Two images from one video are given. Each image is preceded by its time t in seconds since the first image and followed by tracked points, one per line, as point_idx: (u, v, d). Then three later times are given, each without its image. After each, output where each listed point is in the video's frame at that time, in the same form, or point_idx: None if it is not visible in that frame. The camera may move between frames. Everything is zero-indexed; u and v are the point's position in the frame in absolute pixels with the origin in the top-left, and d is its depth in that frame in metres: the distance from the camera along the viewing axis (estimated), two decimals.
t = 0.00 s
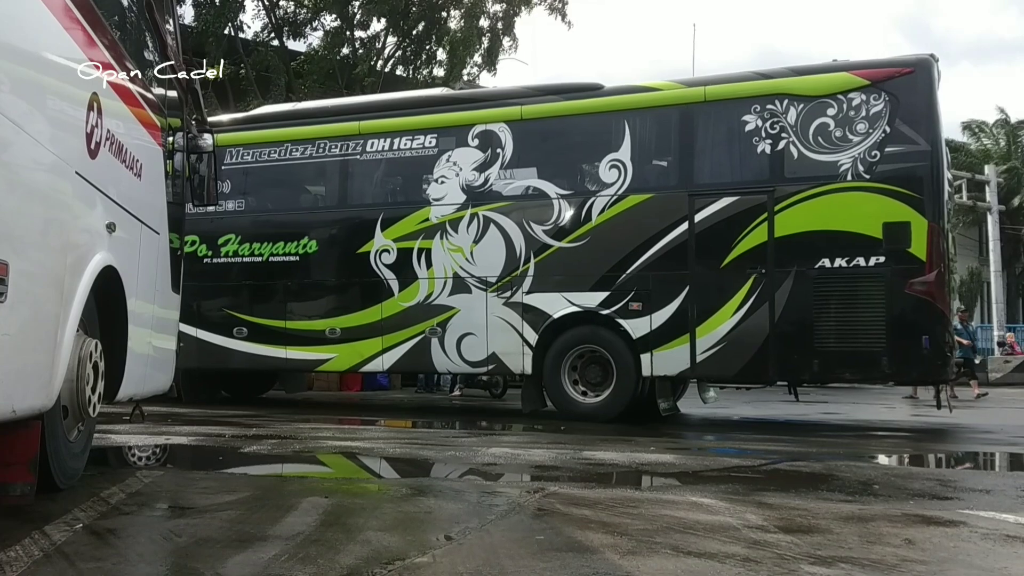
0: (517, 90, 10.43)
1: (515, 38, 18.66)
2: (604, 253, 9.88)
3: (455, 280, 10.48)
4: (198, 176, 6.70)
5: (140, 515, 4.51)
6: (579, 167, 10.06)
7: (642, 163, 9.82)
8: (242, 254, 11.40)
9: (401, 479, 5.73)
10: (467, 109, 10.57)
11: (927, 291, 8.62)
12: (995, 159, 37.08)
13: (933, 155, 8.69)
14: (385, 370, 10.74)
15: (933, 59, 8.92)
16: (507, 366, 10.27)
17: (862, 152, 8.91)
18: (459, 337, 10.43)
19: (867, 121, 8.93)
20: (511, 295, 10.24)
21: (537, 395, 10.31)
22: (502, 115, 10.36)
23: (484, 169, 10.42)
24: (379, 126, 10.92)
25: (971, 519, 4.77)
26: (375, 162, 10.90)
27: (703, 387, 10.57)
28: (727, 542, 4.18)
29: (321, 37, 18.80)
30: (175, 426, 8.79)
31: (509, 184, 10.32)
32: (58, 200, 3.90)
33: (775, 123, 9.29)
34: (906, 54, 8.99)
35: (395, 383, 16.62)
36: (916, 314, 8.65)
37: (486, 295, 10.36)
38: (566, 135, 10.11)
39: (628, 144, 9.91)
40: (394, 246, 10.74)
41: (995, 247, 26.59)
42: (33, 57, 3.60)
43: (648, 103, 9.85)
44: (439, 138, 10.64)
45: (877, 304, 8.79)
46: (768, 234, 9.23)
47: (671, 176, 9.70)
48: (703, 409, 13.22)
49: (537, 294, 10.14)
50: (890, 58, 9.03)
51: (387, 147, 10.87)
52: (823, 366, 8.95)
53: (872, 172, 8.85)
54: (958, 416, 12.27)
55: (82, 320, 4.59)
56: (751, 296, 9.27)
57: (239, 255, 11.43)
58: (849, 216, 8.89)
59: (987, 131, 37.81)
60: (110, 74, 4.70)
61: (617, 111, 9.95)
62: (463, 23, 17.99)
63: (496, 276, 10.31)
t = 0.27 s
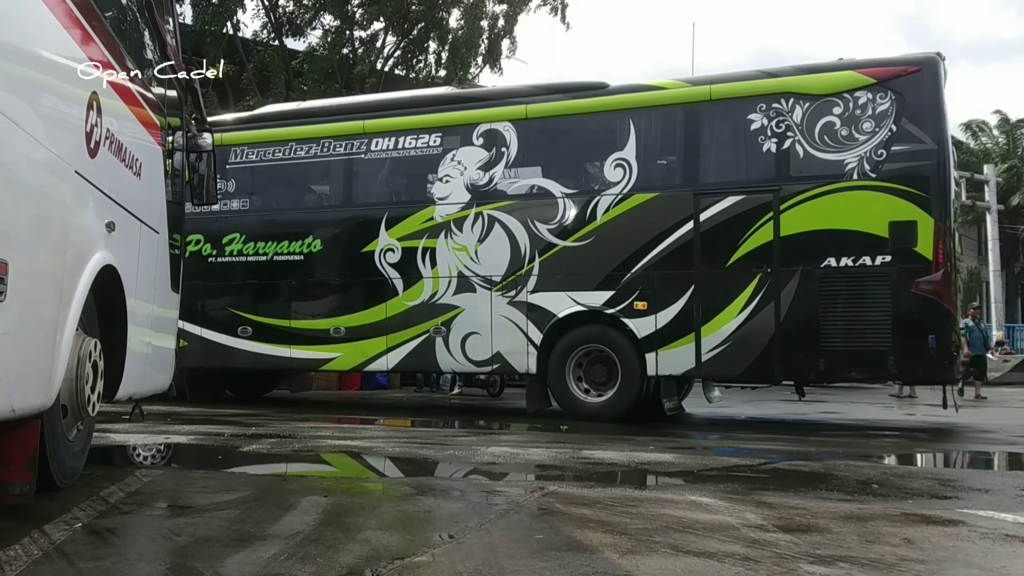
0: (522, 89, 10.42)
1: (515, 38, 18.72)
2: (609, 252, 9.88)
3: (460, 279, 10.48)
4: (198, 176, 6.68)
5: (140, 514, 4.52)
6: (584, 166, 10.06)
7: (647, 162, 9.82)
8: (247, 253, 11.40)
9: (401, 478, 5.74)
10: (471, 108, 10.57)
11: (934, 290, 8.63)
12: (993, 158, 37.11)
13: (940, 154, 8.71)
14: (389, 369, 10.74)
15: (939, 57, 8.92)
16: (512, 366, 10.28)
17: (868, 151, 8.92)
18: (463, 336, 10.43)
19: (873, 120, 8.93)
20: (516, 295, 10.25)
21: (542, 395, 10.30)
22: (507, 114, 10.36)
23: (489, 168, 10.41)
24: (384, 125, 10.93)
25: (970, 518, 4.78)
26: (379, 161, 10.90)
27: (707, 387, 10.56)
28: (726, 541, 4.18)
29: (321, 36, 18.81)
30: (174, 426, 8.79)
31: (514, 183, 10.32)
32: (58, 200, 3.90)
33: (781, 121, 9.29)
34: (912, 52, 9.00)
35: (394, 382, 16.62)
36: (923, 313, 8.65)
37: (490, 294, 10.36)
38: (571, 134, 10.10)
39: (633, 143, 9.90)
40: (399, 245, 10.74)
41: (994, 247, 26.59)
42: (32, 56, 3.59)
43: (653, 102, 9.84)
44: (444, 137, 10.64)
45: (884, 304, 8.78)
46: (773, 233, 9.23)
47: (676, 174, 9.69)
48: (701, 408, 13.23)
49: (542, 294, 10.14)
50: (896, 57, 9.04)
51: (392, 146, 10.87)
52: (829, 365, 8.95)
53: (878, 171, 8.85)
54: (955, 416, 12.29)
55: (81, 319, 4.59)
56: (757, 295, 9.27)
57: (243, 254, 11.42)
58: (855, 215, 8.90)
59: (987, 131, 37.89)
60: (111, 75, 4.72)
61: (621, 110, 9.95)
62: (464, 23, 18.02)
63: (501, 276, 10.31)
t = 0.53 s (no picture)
0: (527, 88, 10.42)
1: (516, 38, 18.75)
2: (613, 251, 9.87)
3: (464, 279, 10.48)
4: (197, 175, 6.68)
5: (139, 513, 4.51)
6: (589, 165, 10.06)
7: (652, 161, 9.81)
8: (251, 253, 11.40)
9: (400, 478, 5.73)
10: (476, 107, 10.56)
11: (940, 289, 8.63)
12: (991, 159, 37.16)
13: (947, 152, 8.69)
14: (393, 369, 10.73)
15: (946, 56, 8.90)
16: (516, 365, 10.27)
17: (874, 150, 8.91)
18: (468, 336, 10.43)
19: (879, 118, 8.92)
20: (520, 294, 10.24)
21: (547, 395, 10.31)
22: (511, 113, 10.36)
23: (493, 167, 10.41)
24: (387, 124, 10.92)
25: (969, 518, 4.78)
26: (384, 160, 10.89)
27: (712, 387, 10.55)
28: (725, 541, 4.18)
29: (321, 36, 18.82)
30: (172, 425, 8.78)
31: (518, 183, 10.32)
32: (56, 200, 3.90)
33: (786, 120, 9.29)
34: (919, 51, 8.98)
35: (393, 382, 16.62)
36: (929, 313, 8.66)
37: (495, 293, 10.36)
38: (576, 133, 10.10)
39: (638, 141, 9.90)
40: (403, 244, 10.74)
41: (993, 247, 26.60)
42: (30, 56, 3.58)
43: (658, 100, 9.84)
44: (448, 136, 10.64)
45: (890, 303, 8.79)
46: (779, 232, 9.23)
47: (681, 173, 9.69)
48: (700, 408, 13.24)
49: (546, 293, 10.14)
50: (903, 55, 9.02)
51: (396, 145, 10.86)
52: (835, 365, 8.96)
53: (884, 170, 8.85)
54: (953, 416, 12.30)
55: (79, 319, 4.57)
56: (762, 294, 9.28)
57: (247, 254, 11.43)
58: (860, 214, 8.90)
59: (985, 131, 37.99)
60: (112, 75, 4.74)
61: (626, 109, 9.95)
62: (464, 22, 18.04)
63: (506, 275, 10.31)
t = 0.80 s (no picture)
0: (531, 86, 10.42)
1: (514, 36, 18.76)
2: (618, 250, 9.87)
3: (468, 277, 10.48)
4: (194, 173, 6.68)
5: (137, 513, 4.51)
6: (593, 164, 10.06)
7: (657, 159, 9.82)
8: (255, 252, 11.40)
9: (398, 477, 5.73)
10: (479, 105, 10.55)
11: (946, 288, 8.63)
12: (989, 158, 37.24)
13: (953, 150, 8.69)
14: (397, 368, 10.73)
15: (952, 54, 8.91)
16: (520, 365, 10.27)
17: (880, 148, 8.91)
18: (472, 335, 10.43)
19: (885, 116, 8.92)
20: (525, 293, 10.24)
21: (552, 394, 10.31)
22: (515, 111, 10.36)
23: (498, 165, 10.41)
24: (390, 123, 10.91)
25: (967, 517, 4.79)
26: (387, 159, 10.89)
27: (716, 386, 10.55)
28: (723, 539, 4.18)
29: (319, 35, 18.82)
30: (170, 424, 8.77)
31: (523, 181, 10.32)
32: (54, 198, 3.90)
33: (792, 118, 9.29)
34: (924, 49, 8.98)
35: (391, 381, 16.62)
36: (935, 311, 8.65)
37: (499, 292, 10.35)
38: (580, 131, 10.10)
39: (643, 140, 9.90)
40: (407, 243, 10.73)
41: (990, 246, 26.64)
42: (28, 55, 3.58)
43: (663, 99, 9.84)
44: (452, 135, 10.63)
45: (895, 302, 8.79)
46: (784, 231, 9.23)
47: (686, 172, 9.69)
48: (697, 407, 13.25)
49: (550, 292, 10.14)
50: (908, 53, 9.03)
51: (399, 144, 10.86)
52: (841, 364, 8.97)
53: (890, 168, 8.85)
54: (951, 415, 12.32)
55: (77, 318, 4.57)
56: (767, 293, 9.28)
57: (251, 253, 11.42)
58: (866, 213, 8.90)
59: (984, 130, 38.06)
60: (112, 76, 4.78)
61: (630, 107, 9.95)
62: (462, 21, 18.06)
63: (510, 274, 10.31)
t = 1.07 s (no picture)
0: (537, 86, 10.42)
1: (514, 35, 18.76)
2: (624, 249, 9.87)
3: (474, 277, 10.47)
4: (194, 172, 6.68)
5: (136, 513, 4.50)
6: (599, 163, 10.06)
7: (663, 159, 9.81)
8: (261, 251, 11.39)
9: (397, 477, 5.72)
10: (484, 104, 10.54)
11: (955, 287, 8.63)
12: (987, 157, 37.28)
13: (961, 149, 8.69)
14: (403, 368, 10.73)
15: (960, 52, 8.91)
16: (526, 365, 10.27)
17: (887, 147, 8.90)
18: (478, 335, 10.43)
19: (892, 115, 8.92)
20: (530, 293, 10.24)
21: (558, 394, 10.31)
22: (521, 110, 10.36)
23: (503, 165, 10.41)
24: (394, 122, 10.91)
25: (965, 516, 4.79)
26: (392, 158, 10.88)
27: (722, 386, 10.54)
28: (722, 539, 4.19)
29: (319, 35, 18.81)
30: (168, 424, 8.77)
31: (529, 181, 10.31)
32: (54, 197, 3.91)
33: (799, 117, 9.29)
34: (931, 47, 8.99)
35: (389, 381, 16.62)
36: (943, 311, 8.65)
37: (504, 292, 10.35)
38: (587, 130, 10.10)
39: (649, 139, 9.89)
40: (413, 242, 10.73)
41: (989, 246, 26.66)
42: (28, 54, 3.59)
43: (669, 98, 9.84)
44: (457, 134, 10.63)
45: (903, 302, 8.79)
46: (791, 230, 9.23)
47: (693, 171, 9.69)
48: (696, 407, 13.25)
49: (556, 292, 10.14)
50: (915, 51, 9.03)
51: (404, 143, 10.85)
52: (848, 364, 8.97)
53: (897, 167, 8.85)
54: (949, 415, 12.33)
55: (76, 317, 4.57)
56: (773, 293, 9.28)
57: (255, 253, 11.42)
58: (873, 212, 8.90)
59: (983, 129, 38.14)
60: (112, 76, 4.79)
61: (636, 106, 9.94)
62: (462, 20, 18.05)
63: (516, 273, 10.31)
